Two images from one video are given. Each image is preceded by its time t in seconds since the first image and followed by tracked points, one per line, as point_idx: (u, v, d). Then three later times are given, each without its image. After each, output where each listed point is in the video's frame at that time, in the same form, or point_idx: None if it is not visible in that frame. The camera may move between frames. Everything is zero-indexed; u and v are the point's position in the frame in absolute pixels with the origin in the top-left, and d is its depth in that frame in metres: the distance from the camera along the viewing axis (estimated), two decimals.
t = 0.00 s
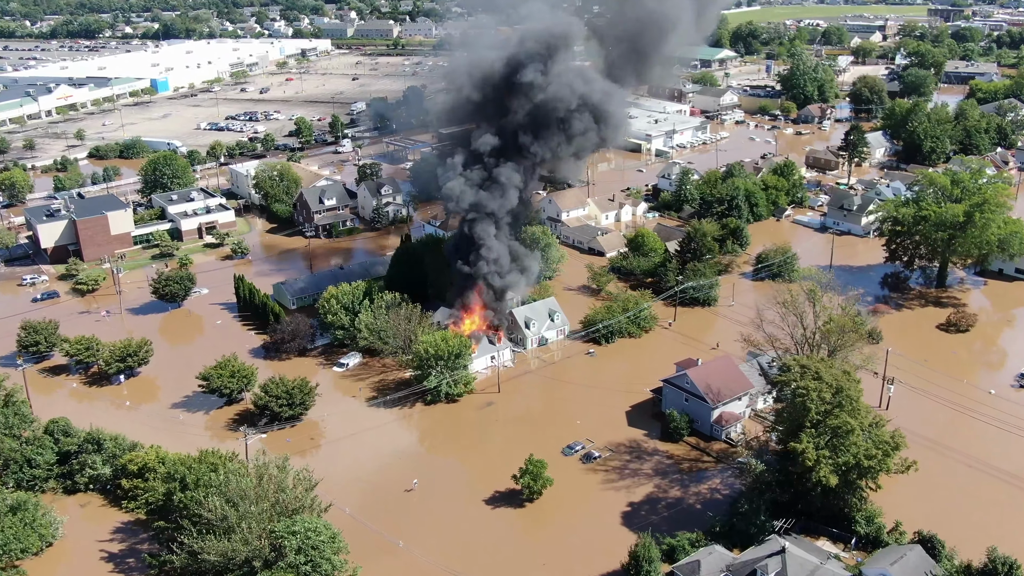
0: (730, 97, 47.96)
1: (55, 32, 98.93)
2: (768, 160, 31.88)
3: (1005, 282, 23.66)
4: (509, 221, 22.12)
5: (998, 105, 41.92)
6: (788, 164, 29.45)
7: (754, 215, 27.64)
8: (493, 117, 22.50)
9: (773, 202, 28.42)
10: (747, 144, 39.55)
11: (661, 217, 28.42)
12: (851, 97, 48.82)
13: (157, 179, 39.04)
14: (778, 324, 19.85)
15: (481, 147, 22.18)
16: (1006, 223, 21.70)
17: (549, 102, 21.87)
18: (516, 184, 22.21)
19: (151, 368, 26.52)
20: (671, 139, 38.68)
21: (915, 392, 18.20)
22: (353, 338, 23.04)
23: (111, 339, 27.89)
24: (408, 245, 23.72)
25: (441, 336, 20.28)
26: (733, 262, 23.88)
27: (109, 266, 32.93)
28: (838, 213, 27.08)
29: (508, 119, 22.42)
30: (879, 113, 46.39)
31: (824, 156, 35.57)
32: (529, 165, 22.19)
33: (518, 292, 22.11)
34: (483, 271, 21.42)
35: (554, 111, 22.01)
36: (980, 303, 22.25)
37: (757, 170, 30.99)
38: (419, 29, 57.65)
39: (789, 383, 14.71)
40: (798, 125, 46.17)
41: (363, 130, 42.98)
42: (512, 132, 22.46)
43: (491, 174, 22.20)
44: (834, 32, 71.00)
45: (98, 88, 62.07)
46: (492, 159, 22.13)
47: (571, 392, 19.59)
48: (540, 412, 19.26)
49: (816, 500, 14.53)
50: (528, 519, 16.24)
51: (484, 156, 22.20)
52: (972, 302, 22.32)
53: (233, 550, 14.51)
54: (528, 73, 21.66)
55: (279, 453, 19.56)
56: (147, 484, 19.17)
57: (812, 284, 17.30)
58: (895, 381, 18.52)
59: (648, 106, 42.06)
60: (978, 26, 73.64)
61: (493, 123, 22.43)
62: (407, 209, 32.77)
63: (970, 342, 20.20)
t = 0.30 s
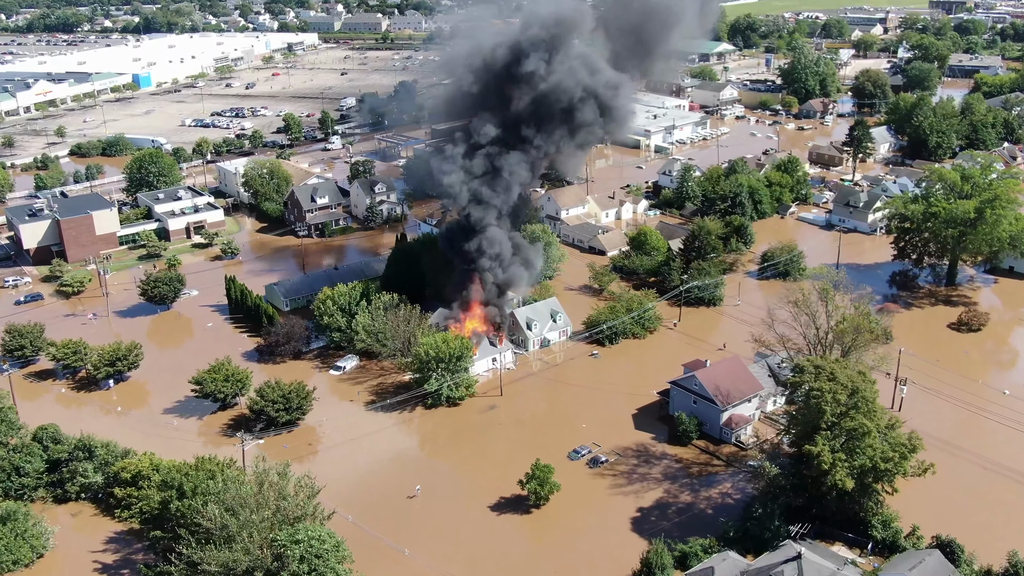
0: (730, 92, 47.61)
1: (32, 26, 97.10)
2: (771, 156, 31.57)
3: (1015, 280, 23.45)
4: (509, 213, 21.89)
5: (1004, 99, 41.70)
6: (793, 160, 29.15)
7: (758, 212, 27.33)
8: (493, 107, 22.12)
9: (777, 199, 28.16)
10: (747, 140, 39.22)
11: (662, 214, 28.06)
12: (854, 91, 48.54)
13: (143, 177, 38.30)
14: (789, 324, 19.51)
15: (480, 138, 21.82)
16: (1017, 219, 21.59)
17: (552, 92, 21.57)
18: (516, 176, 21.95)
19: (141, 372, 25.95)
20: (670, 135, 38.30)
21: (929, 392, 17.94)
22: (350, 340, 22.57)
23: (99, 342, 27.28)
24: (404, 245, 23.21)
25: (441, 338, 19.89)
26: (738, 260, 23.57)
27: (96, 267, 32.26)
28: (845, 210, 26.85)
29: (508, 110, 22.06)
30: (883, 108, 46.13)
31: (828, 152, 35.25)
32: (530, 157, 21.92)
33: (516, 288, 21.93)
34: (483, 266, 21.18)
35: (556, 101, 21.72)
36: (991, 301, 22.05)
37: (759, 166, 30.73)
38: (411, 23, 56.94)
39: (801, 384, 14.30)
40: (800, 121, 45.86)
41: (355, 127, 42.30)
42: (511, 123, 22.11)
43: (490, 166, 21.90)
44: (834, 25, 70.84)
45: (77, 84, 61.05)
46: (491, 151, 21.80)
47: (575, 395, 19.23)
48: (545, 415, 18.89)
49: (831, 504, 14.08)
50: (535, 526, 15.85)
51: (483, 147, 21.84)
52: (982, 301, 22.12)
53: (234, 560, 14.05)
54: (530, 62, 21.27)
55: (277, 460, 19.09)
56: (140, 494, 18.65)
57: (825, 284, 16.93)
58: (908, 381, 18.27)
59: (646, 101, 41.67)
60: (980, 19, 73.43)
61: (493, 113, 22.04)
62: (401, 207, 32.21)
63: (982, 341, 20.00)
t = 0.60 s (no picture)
0: (729, 87, 47.23)
1: (8, 21, 95.40)
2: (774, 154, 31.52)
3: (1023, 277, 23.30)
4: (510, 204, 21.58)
5: (1010, 94, 41.50)
6: (796, 157, 28.92)
7: (761, 209, 27.06)
8: (496, 98, 21.96)
9: (780, 196, 27.96)
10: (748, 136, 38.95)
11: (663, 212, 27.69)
12: (856, 85, 48.25)
13: (128, 176, 37.57)
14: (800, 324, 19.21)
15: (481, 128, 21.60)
16: None
17: (554, 82, 21.27)
18: (517, 168, 21.67)
19: (131, 376, 25.43)
20: (668, 131, 37.97)
21: (941, 392, 17.75)
22: (347, 342, 22.13)
23: (87, 346, 26.72)
24: (403, 244, 22.84)
25: (442, 339, 19.51)
26: (743, 258, 23.31)
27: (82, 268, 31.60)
28: (850, 207, 26.67)
29: (511, 100, 21.89)
30: (885, 102, 45.91)
31: (830, 148, 35.07)
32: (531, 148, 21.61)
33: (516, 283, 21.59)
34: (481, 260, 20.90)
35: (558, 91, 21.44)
36: (1000, 300, 21.92)
37: (762, 162, 30.48)
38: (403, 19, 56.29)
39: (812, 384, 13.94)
40: (800, 116, 45.55)
41: (347, 125, 41.69)
42: (513, 113, 21.92)
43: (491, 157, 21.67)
44: (834, 18, 70.66)
45: (57, 80, 59.96)
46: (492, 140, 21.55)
47: (578, 398, 18.92)
48: (550, 419, 18.53)
49: (846, 508, 13.69)
50: (542, 532, 15.48)
51: (484, 137, 21.60)
52: (992, 299, 21.98)
53: (236, 570, 13.59)
54: (532, 51, 21.12)
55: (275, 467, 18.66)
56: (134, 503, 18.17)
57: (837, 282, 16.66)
58: (920, 382, 18.07)
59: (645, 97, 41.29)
60: (982, 12, 73.30)
61: (496, 103, 21.84)
62: (395, 206, 31.72)
63: (991, 341, 19.84)
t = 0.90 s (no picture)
0: (728, 81, 46.63)
1: None
2: (776, 149, 31.24)
3: None
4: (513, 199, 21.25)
5: (1015, 87, 41.21)
6: (800, 152, 28.54)
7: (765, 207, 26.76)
8: (497, 88, 21.61)
9: (784, 193, 27.73)
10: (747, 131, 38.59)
11: (664, 210, 27.31)
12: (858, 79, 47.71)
13: (113, 174, 36.77)
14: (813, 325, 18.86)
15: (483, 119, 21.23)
16: None
17: (557, 72, 20.87)
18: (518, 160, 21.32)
19: (120, 381, 24.86)
20: (667, 126, 37.42)
21: (954, 392, 17.53)
22: (343, 345, 21.69)
23: (74, 350, 26.12)
24: (402, 244, 22.48)
25: (443, 341, 19.13)
26: (748, 257, 23.03)
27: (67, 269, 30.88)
28: (856, 204, 26.48)
29: (513, 90, 21.54)
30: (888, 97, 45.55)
31: (833, 144, 34.88)
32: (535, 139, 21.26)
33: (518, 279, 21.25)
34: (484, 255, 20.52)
35: (561, 81, 21.08)
36: (1010, 298, 21.79)
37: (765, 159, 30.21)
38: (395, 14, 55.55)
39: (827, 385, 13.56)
40: (801, 111, 45.13)
41: (337, 122, 41.02)
42: (515, 103, 21.55)
43: (492, 149, 21.32)
44: (833, 11, 70.42)
45: (35, 76, 58.81)
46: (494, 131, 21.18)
47: (583, 401, 18.54)
48: (556, 423, 18.14)
49: (863, 512, 13.29)
50: (548, 539, 15.04)
51: (485, 128, 21.24)
52: (1002, 298, 21.83)
53: None
54: (535, 40, 20.73)
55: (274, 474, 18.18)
56: (129, 512, 17.62)
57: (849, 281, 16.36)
58: (933, 382, 17.85)
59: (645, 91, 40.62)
60: (983, 4, 73.15)
61: (498, 93, 21.46)
62: (388, 204, 31.17)
63: (1002, 340, 19.67)
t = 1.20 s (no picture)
0: (724, 76, 46.15)
1: None
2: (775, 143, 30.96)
3: None
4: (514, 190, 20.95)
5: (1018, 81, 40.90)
6: (802, 148, 28.29)
7: (766, 204, 26.52)
8: (496, 80, 21.21)
9: (786, 189, 27.53)
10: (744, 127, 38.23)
11: (664, 207, 26.88)
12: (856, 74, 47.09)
13: (96, 172, 35.89)
14: (826, 324, 18.58)
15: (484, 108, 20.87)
16: None
17: (561, 62, 20.45)
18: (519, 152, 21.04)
19: (109, 386, 24.26)
20: (664, 122, 36.96)
21: (968, 392, 17.32)
22: (339, 348, 21.27)
23: (60, 354, 25.48)
24: (398, 243, 22.18)
25: (444, 343, 18.79)
26: (751, 255, 22.80)
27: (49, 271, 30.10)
28: (860, 200, 26.22)
29: (515, 80, 21.14)
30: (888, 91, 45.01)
31: (834, 139, 34.67)
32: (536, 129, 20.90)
33: (520, 274, 20.93)
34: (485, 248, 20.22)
35: (565, 71, 20.67)
36: (1019, 296, 21.67)
37: (766, 155, 30.00)
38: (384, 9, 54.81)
39: (842, 385, 13.29)
40: (800, 106, 44.68)
41: (325, 119, 40.36)
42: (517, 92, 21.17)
43: (494, 138, 20.98)
44: (829, 4, 70.13)
45: (11, 71, 57.67)
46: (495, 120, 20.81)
47: (588, 404, 18.16)
48: (560, 427, 17.75)
49: (880, 515, 12.94)
50: (555, 546, 14.65)
51: (484, 118, 20.88)
52: (1011, 295, 21.70)
53: None
54: (537, 29, 20.37)
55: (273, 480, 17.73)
56: (123, 522, 17.08)
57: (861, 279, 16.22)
58: (946, 382, 17.64)
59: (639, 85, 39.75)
60: None
61: (498, 82, 21.08)
62: (380, 203, 30.61)
63: (1013, 339, 19.54)
